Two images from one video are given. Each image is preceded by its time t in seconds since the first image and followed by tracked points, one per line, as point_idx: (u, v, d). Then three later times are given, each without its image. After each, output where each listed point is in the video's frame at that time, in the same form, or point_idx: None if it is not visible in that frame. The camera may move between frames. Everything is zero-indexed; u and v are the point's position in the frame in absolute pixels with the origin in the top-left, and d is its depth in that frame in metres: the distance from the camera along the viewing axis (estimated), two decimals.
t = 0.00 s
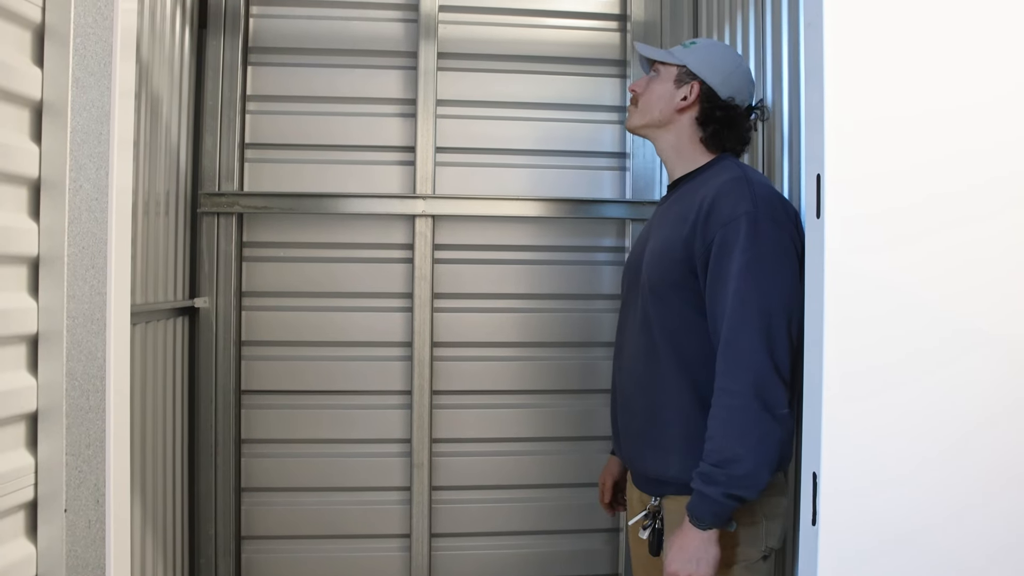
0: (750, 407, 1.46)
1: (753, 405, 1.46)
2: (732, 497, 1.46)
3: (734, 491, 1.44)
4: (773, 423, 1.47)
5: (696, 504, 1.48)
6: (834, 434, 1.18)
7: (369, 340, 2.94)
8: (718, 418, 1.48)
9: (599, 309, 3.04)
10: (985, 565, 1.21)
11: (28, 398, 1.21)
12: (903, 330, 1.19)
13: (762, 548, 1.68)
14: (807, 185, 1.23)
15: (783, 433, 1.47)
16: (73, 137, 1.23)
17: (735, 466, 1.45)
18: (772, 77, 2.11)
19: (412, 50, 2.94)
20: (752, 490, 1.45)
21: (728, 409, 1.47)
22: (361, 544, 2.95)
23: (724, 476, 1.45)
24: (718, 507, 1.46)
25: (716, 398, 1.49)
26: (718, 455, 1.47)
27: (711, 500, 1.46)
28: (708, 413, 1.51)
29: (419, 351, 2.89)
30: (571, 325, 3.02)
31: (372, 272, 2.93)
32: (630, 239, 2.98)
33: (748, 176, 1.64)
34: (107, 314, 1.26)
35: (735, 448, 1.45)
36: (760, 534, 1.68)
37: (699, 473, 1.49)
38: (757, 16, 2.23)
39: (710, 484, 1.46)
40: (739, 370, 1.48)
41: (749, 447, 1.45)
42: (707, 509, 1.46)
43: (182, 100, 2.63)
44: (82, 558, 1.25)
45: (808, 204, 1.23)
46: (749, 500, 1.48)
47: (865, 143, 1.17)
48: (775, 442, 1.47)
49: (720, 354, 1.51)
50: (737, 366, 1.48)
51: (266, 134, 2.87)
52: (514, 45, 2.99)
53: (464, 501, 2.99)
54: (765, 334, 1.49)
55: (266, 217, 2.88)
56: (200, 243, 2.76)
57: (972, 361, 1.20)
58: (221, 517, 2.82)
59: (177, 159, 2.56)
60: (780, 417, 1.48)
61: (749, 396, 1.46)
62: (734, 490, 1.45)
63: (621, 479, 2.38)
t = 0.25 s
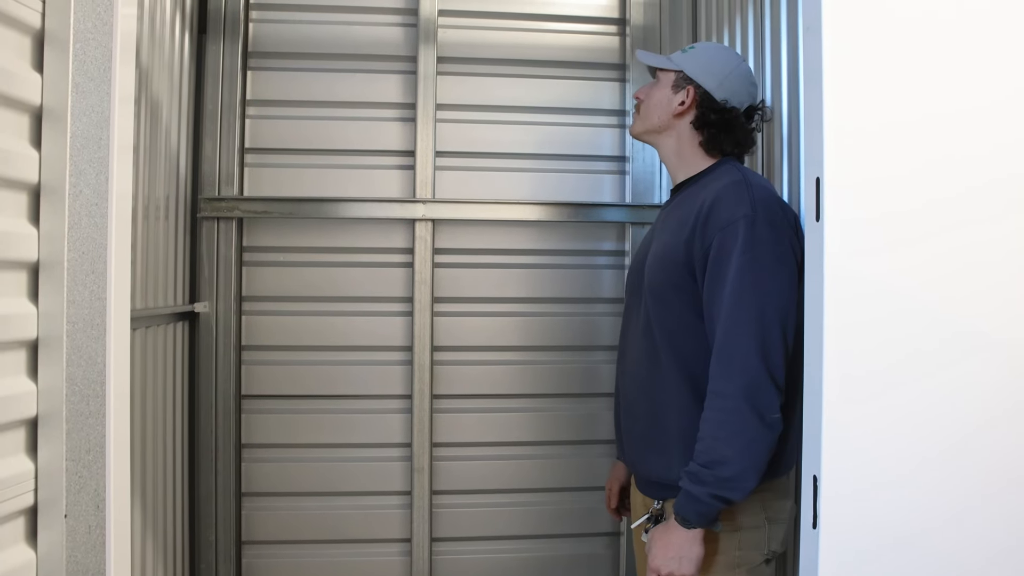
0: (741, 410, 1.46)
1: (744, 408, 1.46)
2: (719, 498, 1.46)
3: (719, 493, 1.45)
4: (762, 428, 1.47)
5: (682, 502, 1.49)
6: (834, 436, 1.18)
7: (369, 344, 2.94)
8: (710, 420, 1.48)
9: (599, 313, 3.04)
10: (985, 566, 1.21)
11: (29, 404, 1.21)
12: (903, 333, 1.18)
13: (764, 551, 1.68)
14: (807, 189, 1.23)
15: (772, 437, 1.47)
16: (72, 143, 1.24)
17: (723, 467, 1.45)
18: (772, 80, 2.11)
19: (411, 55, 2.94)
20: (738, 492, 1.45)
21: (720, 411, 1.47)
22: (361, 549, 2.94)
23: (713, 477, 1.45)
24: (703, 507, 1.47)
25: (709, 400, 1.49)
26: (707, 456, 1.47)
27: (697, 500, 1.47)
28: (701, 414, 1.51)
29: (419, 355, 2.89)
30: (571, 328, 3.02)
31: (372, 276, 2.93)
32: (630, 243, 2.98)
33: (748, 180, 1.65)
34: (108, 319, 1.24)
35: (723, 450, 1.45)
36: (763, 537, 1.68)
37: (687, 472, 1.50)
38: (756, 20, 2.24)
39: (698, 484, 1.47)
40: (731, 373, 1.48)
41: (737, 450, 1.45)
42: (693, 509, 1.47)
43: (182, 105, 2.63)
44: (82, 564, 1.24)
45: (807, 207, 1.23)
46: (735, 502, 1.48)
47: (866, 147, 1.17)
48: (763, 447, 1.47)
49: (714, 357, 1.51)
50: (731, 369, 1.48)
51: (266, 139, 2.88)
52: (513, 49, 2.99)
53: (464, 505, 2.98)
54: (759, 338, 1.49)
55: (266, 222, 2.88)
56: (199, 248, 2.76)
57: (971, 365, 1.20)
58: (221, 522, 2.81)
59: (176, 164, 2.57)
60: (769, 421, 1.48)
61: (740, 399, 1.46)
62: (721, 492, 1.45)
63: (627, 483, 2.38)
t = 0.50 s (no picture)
0: (740, 412, 1.46)
1: (744, 410, 1.46)
2: (718, 500, 1.46)
3: (719, 495, 1.45)
4: (762, 430, 1.47)
5: (682, 504, 1.49)
6: (835, 437, 1.18)
7: (369, 346, 2.94)
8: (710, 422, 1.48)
9: (599, 314, 3.04)
10: (985, 567, 1.21)
11: (28, 407, 1.21)
12: (903, 334, 1.19)
13: (766, 552, 1.68)
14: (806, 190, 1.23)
15: (772, 439, 1.47)
16: (72, 145, 1.24)
17: (723, 469, 1.45)
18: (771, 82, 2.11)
19: (411, 57, 2.95)
20: (738, 494, 1.45)
21: (719, 413, 1.47)
22: (361, 551, 2.94)
23: (712, 479, 1.46)
24: (702, 509, 1.47)
25: (708, 402, 1.50)
26: (707, 458, 1.47)
27: (697, 501, 1.47)
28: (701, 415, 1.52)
29: (419, 357, 2.89)
30: (571, 330, 3.02)
31: (372, 278, 2.93)
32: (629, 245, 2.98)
33: (749, 182, 1.65)
34: (108, 321, 1.25)
35: (723, 451, 1.46)
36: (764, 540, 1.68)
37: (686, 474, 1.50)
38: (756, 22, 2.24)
39: (697, 485, 1.47)
40: (730, 375, 1.48)
41: (737, 451, 1.45)
42: (692, 511, 1.48)
43: (181, 107, 2.63)
44: (82, 567, 1.24)
45: (806, 208, 1.23)
46: (735, 503, 1.48)
47: (865, 149, 1.17)
48: (763, 449, 1.47)
49: (714, 358, 1.51)
50: (731, 370, 1.48)
51: (265, 141, 2.88)
52: (513, 51, 2.99)
53: (465, 507, 2.98)
54: (759, 340, 1.49)
55: (266, 224, 2.88)
56: (199, 250, 2.76)
57: (971, 366, 1.20)
58: (221, 524, 2.81)
59: (176, 167, 2.57)
60: (769, 423, 1.48)
61: (740, 401, 1.46)
62: (720, 493, 1.45)
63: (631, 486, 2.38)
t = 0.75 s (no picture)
0: (747, 413, 1.46)
1: (750, 411, 1.46)
2: (726, 501, 1.46)
3: (728, 496, 1.44)
4: (768, 430, 1.47)
5: (689, 506, 1.49)
6: (835, 438, 1.18)
7: (368, 347, 2.94)
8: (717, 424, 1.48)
9: (599, 315, 3.04)
10: (985, 567, 1.21)
11: (28, 408, 1.21)
12: (905, 334, 1.19)
13: (767, 553, 1.69)
14: (806, 191, 1.23)
15: (779, 439, 1.47)
16: (71, 147, 1.24)
17: (729, 470, 1.45)
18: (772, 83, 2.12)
19: (410, 58, 2.95)
20: (746, 494, 1.45)
21: (725, 414, 1.48)
22: (361, 552, 2.94)
23: (719, 480, 1.45)
24: (710, 510, 1.46)
25: (714, 403, 1.50)
26: (714, 459, 1.47)
27: (704, 503, 1.46)
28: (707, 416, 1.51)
29: (419, 358, 2.89)
30: (570, 331, 3.02)
31: (372, 279, 2.93)
32: (629, 245, 2.98)
33: (754, 182, 1.65)
34: (107, 322, 1.25)
35: (729, 453, 1.45)
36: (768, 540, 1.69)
37: (694, 475, 1.49)
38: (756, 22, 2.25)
39: (704, 487, 1.47)
40: (736, 376, 1.48)
41: (743, 452, 1.45)
42: (700, 512, 1.47)
43: (181, 109, 2.63)
44: (82, 569, 1.24)
45: (807, 209, 1.23)
46: (743, 504, 1.48)
47: (865, 150, 1.17)
48: (769, 450, 1.46)
49: (720, 359, 1.51)
50: (736, 371, 1.48)
51: (265, 143, 2.88)
52: (512, 52, 3.00)
53: (465, 508, 2.98)
54: (764, 341, 1.49)
55: (265, 225, 2.88)
56: (198, 252, 2.76)
57: (972, 366, 1.20)
58: (221, 526, 2.81)
59: (175, 168, 2.57)
60: (776, 423, 1.48)
61: (746, 401, 1.46)
62: (727, 494, 1.45)
63: (631, 487, 2.39)
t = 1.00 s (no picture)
0: (754, 415, 1.46)
1: (758, 413, 1.46)
2: (732, 503, 1.46)
3: (735, 498, 1.45)
4: (775, 431, 1.47)
5: (695, 508, 1.49)
6: (834, 439, 1.18)
7: (368, 348, 2.93)
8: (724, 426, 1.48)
9: (599, 316, 3.04)
10: (985, 568, 1.21)
11: (25, 410, 1.21)
12: (906, 336, 1.19)
13: (769, 553, 1.69)
14: (805, 192, 1.23)
15: (785, 440, 1.48)
16: (70, 148, 1.23)
17: (737, 472, 1.45)
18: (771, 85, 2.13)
19: (409, 59, 2.95)
20: (752, 496, 1.45)
21: (730, 416, 1.48)
22: (360, 553, 2.94)
23: (726, 482, 1.46)
24: (718, 512, 1.46)
25: (721, 405, 1.50)
26: (720, 461, 1.47)
27: (711, 505, 1.47)
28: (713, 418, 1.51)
29: (418, 359, 2.89)
30: (570, 332, 3.02)
31: (371, 280, 2.93)
32: (628, 246, 2.98)
33: (758, 184, 1.65)
34: (105, 324, 1.24)
35: (736, 455, 1.46)
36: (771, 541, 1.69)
37: (701, 477, 1.50)
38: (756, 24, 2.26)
39: (711, 488, 1.47)
40: (743, 378, 1.48)
41: (750, 454, 1.45)
42: (706, 514, 1.47)
43: (180, 109, 2.63)
44: (80, 570, 1.23)
45: (807, 210, 1.22)
46: (749, 505, 1.48)
47: (865, 152, 1.17)
48: (775, 452, 1.47)
49: (726, 362, 1.51)
50: (742, 373, 1.48)
51: (264, 144, 2.88)
52: (511, 53, 3.00)
53: (464, 509, 2.97)
54: (771, 343, 1.49)
55: (264, 226, 2.88)
56: (197, 253, 2.76)
57: (972, 368, 1.20)
58: (220, 527, 2.81)
59: (174, 169, 2.57)
60: (782, 424, 1.48)
61: (755, 404, 1.46)
62: (734, 496, 1.45)
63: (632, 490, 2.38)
